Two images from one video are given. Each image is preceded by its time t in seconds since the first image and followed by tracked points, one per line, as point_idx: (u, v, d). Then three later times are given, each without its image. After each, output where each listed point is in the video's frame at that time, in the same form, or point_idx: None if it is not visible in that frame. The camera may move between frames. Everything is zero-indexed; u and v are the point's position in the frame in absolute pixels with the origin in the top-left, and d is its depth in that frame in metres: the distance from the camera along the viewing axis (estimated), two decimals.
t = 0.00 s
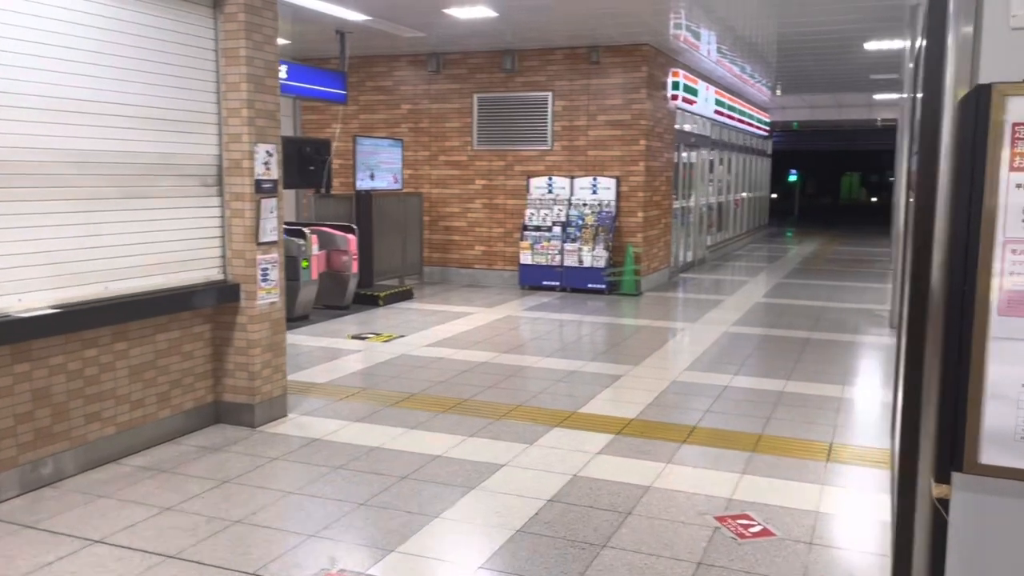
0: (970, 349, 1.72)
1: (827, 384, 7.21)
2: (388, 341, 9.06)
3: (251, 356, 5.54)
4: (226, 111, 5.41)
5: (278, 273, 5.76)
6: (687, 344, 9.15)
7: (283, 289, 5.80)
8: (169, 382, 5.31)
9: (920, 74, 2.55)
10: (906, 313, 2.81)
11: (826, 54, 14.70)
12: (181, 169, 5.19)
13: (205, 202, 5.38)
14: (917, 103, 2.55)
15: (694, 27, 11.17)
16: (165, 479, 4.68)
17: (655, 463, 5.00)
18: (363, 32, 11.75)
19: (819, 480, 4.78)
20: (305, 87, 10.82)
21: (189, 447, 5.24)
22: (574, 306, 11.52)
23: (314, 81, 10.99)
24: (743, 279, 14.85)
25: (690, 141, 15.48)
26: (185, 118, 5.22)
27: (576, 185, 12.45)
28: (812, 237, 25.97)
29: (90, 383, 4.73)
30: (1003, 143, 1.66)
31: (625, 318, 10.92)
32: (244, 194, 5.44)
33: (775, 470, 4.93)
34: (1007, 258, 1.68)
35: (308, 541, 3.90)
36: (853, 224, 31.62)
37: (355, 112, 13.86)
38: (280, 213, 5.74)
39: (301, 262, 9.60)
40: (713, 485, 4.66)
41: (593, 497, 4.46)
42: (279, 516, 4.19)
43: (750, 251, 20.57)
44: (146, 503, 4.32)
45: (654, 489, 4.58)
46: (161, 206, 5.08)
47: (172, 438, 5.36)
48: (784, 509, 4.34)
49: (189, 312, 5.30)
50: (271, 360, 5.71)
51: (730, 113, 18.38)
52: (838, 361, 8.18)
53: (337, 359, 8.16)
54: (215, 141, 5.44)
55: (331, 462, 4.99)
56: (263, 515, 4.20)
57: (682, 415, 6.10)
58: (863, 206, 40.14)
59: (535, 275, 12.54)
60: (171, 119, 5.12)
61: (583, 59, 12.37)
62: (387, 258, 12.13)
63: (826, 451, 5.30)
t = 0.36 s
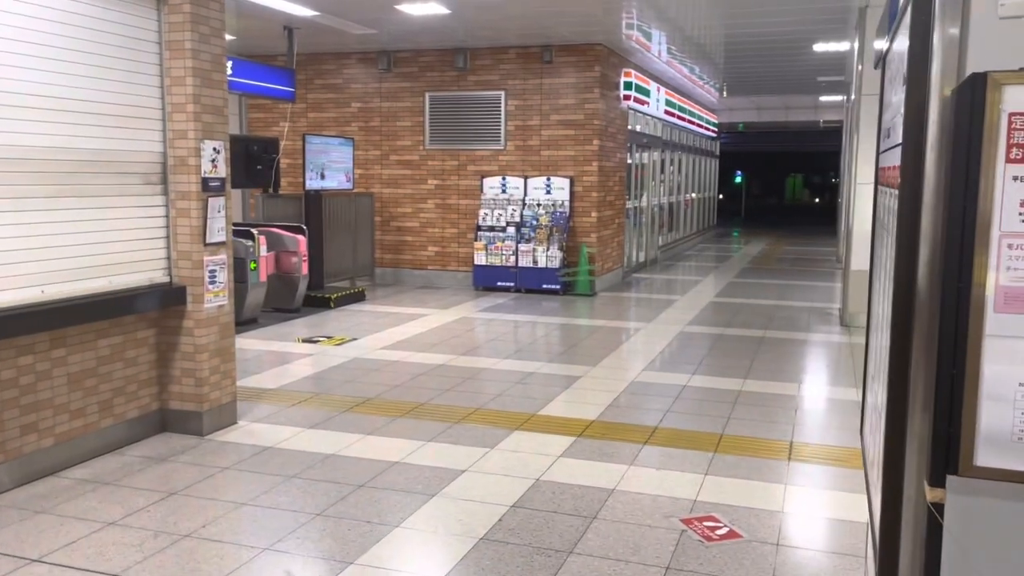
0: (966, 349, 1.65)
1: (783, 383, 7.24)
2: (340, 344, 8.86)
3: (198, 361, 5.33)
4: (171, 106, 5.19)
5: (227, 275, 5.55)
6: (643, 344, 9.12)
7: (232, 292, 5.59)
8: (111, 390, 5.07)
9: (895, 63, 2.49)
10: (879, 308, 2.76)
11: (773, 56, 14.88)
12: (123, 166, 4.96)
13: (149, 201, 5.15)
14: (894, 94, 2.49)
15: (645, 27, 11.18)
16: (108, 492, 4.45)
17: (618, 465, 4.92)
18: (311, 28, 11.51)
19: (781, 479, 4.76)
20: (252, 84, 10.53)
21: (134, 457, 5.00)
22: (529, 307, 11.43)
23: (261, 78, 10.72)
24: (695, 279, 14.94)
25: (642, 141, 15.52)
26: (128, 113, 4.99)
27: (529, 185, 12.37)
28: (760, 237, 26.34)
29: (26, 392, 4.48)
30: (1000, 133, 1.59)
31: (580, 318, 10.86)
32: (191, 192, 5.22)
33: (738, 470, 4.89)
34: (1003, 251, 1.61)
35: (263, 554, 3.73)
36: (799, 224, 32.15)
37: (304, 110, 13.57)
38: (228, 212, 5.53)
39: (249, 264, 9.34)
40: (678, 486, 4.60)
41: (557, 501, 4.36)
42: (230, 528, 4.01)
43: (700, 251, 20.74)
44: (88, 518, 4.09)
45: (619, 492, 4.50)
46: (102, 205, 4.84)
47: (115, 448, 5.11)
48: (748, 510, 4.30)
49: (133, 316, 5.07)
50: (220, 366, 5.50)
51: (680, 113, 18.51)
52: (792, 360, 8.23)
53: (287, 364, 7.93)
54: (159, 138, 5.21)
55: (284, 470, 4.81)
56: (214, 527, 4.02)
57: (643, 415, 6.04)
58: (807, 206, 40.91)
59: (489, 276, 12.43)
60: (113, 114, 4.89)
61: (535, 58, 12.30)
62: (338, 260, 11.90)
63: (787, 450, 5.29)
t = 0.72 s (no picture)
0: (973, 364, 1.55)
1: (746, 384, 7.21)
2: (296, 350, 8.62)
3: (147, 372, 5.09)
4: (115, 105, 4.94)
5: (176, 281, 5.31)
6: (605, 346, 9.04)
7: (182, 299, 5.35)
8: (54, 404, 4.81)
9: (879, 58, 2.40)
10: (860, 311, 2.68)
11: (728, 56, 14.96)
12: (64, 168, 4.70)
13: (92, 205, 4.89)
14: (877, 90, 2.40)
15: (603, 27, 11.11)
16: (50, 513, 4.20)
17: (586, 473, 4.81)
18: (262, 26, 11.21)
19: (750, 484, 4.70)
20: (202, 83, 10.22)
21: (78, 475, 4.74)
22: (488, 310, 11.29)
23: (212, 77, 10.42)
24: (653, 280, 14.95)
25: (600, 141, 15.49)
26: (69, 113, 4.72)
27: (488, 187, 12.23)
28: (715, 236, 26.59)
29: None
30: (1010, 132, 1.50)
31: (540, 320, 10.76)
32: (137, 196, 4.98)
33: (707, 476, 4.81)
34: (1013, 258, 1.51)
35: None
36: (752, 224, 32.53)
37: (256, 110, 13.24)
38: (177, 216, 5.29)
39: (200, 268, 9.05)
40: (647, 494, 4.50)
41: (525, 513, 4.22)
42: (182, 550, 3.80)
43: (657, 251, 20.82)
44: (28, 543, 3.85)
45: (588, 502, 4.38)
46: (42, 210, 4.57)
47: (58, 465, 4.85)
48: (719, 517, 4.22)
49: (75, 326, 4.81)
50: (170, 377, 5.26)
51: (637, 114, 18.54)
52: (753, 360, 8.23)
53: (242, 372, 7.68)
54: (103, 138, 4.95)
55: (239, 486, 4.60)
56: (165, 550, 3.80)
57: (608, 420, 5.94)
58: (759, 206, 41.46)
59: (448, 279, 12.26)
60: (53, 113, 4.63)
61: (493, 58, 12.16)
62: (291, 263, 11.62)
63: (755, 453, 5.23)
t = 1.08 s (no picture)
0: (978, 362, 1.52)
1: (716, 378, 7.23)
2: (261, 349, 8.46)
3: (108, 374, 4.93)
4: (71, 99, 4.77)
5: (138, 280, 5.15)
6: (574, 342, 9.02)
7: (144, 298, 5.20)
8: (9, 409, 4.64)
9: (864, 49, 2.37)
10: (842, 305, 2.66)
11: (690, 51, 15.02)
12: (18, 163, 4.52)
13: (48, 202, 4.72)
14: (862, 82, 2.37)
15: (567, 22, 11.07)
16: (8, 522, 4.05)
17: (561, 471, 4.77)
18: (221, 18, 10.97)
19: (725, 479, 4.70)
20: (159, 77, 9.98)
21: (37, 481, 4.58)
22: (455, 306, 11.20)
23: (170, 71, 10.18)
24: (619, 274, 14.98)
25: (564, 136, 15.47)
26: (23, 106, 4.54)
27: (453, 182, 12.13)
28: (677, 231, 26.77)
29: None
30: (1015, 125, 1.47)
31: (507, 316, 10.71)
32: (96, 192, 4.82)
33: (682, 471, 4.79)
34: (1017, 253, 1.49)
35: None
36: (713, 218, 32.80)
37: (215, 104, 12.96)
38: (138, 213, 5.14)
39: (160, 267, 8.84)
40: (624, 491, 4.48)
41: (501, 513, 4.17)
42: (149, 558, 3.68)
43: (621, 246, 20.89)
44: None
45: (564, 500, 4.34)
46: None
47: (15, 472, 4.68)
48: (696, 513, 4.21)
49: (31, 328, 4.64)
50: (132, 379, 5.10)
51: (600, 109, 18.55)
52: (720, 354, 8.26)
53: (205, 372, 7.50)
54: (59, 133, 4.77)
55: (206, 490, 4.47)
56: (130, 559, 3.67)
57: (581, 417, 5.90)
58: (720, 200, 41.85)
59: (414, 275, 12.14)
60: (5, 106, 4.45)
61: (457, 52, 12.06)
62: (254, 261, 11.41)
63: (727, 448, 5.23)
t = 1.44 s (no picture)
0: (995, 357, 1.49)
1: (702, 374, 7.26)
2: (243, 350, 8.37)
3: (93, 377, 4.85)
4: (53, 97, 4.70)
5: (121, 281, 5.09)
6: (558, 340, 9.02)
7: (128, 299, 5.14)
8: None
9: (865, 47, 2.37)
10: (841, 303, 2.67)
11: (669, 48, 15.07)
12: None
13: (31, 202, 4.64)
14: (864, 79, 2.37)
15: (547, 19, 11.06)
16: None
17: (554, 470, 4.76)
18: (199, 14, 10.85)
19: (717, 475, 4.72)
20: (137, 75, 9.86)
21: (22, 486, 4.50)
22: (438, 304, 11.16)
23: (147, 68, 10.06)
24: (600, 271, 15.01)
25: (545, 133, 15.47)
26: (5, 105, 4.46)
27: (435, 179, 12.08)
28: (657, 227, 26.88)
29: None
30: None
31: (490, 314, 10.69)
32: (80, 191, 4.76)
33: (673, 468, 4.81)
34: None
35: None
36: (691, 214, 32.96)
37: (192, 102, 12.81)
38: (121, 213, 5.08)
39: (139, 267, 8.73)
40: (616, 489, 4.48)
41: (496, 513, 4.15)
42: (140, 565, 3.62)
43: (601, 243, 20.93)
44: None
45: (558, 499, 4.33)
46: None
47: None
48: (688, 511, 4.22)
49: (13, 331, 4.56)
50: (117, 381, 5.04)
51: (580, 106, 18.57)
52: (704, 350, 8.29)
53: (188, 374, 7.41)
54: (41, 132, 4.70)
55: (195, 494, 4.41)
56: (120, 565, 3.62)
57: (570, 415, 5.90)
58: (697, 196, 42.09)
59: (396, 273, 12.09)
60: None
61: (438, 49, 12.01)
62: (234, 260, 11.30)
63: (716, 444, 5.25)
